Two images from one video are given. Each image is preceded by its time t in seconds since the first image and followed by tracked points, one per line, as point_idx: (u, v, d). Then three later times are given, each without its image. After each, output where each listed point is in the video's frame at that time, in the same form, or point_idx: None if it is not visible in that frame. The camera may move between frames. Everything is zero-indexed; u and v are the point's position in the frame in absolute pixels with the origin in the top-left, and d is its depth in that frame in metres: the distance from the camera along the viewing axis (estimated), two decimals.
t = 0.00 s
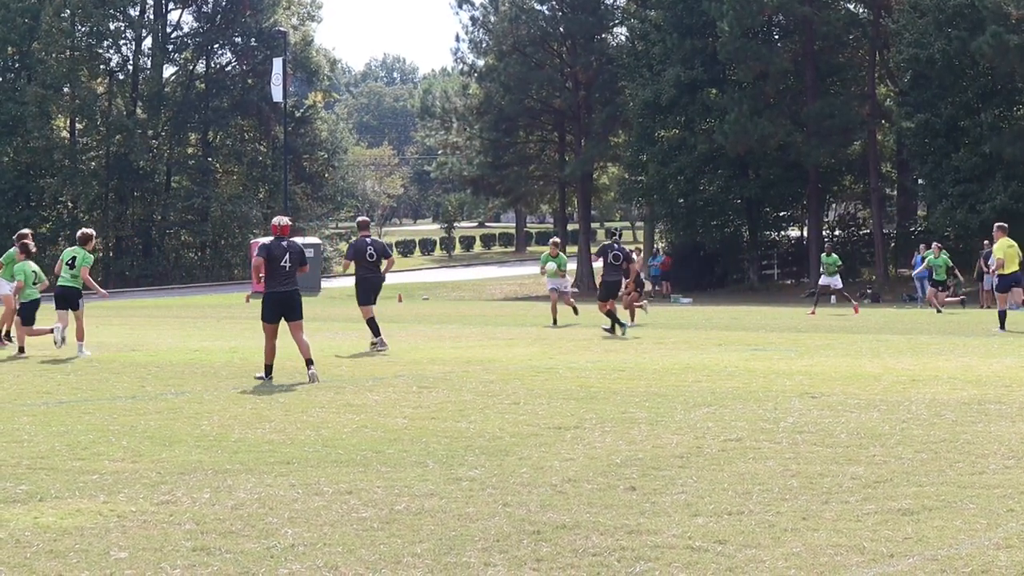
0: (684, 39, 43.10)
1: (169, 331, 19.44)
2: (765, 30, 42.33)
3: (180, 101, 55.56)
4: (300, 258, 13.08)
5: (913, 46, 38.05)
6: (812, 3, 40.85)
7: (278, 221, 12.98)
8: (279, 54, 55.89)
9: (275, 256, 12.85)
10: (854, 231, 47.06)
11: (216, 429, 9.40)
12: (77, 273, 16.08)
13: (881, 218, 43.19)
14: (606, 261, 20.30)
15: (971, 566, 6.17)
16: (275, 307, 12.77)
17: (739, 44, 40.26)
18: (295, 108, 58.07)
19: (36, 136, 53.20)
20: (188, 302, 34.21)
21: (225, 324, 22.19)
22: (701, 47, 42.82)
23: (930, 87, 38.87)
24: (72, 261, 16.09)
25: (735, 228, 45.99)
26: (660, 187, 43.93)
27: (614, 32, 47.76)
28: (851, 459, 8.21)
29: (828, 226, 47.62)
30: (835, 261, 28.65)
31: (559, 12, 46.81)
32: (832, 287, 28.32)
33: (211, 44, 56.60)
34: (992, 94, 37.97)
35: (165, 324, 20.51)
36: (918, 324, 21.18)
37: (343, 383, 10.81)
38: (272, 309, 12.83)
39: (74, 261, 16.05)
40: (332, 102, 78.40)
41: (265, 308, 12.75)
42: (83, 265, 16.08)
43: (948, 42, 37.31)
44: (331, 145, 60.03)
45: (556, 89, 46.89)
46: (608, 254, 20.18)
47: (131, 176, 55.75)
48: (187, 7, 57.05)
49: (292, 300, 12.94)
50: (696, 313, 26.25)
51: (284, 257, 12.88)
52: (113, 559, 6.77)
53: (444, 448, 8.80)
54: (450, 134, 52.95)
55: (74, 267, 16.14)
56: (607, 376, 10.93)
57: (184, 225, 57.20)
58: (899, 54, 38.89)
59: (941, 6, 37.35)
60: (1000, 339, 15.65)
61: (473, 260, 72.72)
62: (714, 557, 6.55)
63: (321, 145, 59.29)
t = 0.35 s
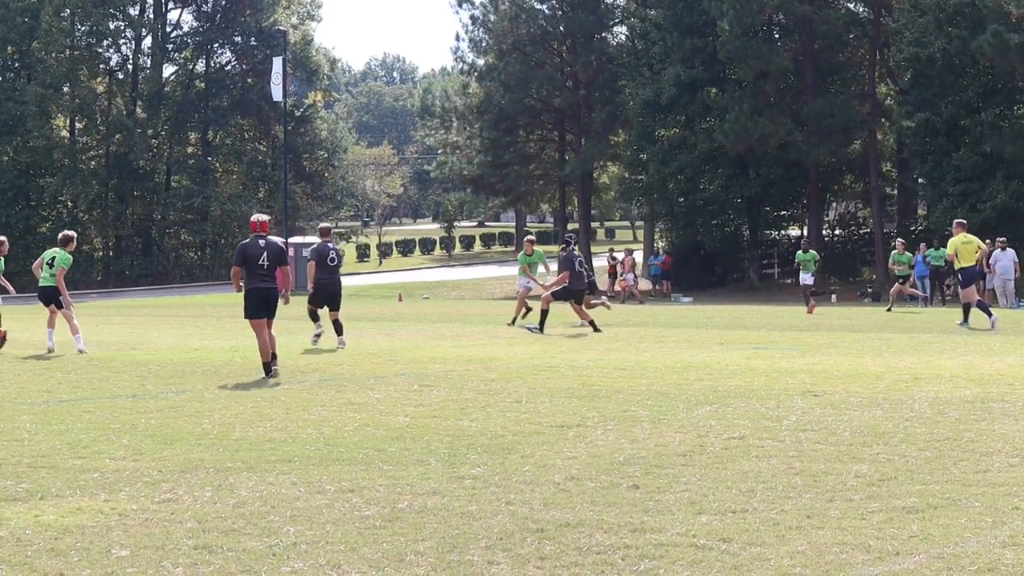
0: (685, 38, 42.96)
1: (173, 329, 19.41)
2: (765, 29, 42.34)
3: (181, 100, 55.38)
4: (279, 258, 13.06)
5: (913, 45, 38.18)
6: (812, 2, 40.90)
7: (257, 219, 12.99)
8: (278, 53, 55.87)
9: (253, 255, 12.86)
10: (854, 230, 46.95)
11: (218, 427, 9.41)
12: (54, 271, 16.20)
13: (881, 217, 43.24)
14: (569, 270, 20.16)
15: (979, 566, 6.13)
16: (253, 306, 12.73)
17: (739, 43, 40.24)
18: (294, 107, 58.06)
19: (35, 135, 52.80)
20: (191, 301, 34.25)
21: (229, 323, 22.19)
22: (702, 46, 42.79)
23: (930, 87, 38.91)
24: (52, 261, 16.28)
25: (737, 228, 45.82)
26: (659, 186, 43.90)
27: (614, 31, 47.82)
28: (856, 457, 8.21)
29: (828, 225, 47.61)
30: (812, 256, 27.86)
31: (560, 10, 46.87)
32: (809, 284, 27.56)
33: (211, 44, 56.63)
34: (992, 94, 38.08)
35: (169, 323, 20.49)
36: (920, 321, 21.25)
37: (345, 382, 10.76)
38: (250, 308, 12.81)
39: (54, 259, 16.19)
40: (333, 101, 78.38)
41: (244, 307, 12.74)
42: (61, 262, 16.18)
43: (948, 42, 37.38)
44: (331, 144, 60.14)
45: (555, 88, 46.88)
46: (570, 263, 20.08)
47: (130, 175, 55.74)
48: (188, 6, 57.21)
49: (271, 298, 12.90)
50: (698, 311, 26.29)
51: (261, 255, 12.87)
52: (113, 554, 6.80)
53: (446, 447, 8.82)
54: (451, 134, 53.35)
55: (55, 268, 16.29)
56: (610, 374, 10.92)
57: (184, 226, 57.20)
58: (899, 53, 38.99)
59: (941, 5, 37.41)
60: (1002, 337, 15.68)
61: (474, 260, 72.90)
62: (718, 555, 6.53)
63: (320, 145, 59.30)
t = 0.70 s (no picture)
0: (685, 37, 43.11)
1: (171, 328, 19.40)
2: (766, 28, 42.31)
3: (181, 99, 55.53)
4: (261, 260, 13.11)
5: (914, 44, 38.17)
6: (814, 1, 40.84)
7: (237, 223, 13.08)
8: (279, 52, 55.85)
9: (233, 260, 13.00)
10: (857, 229, 47.22)
11: (219, 426, 9.41)
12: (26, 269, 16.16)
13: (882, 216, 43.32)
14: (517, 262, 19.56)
15: (987, 566, 6.11)
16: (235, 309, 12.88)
17: (740, 42, 40.10)
18: (294, 106, 58.05)
19: (35, 134, 53.29)
20: (192, 301, 34.29)
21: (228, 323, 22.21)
22: (703, 45, 42.85)
23: (930, 86, 38.85)
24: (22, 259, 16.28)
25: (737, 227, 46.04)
26: (661, 185, 43.96)
27: (615, 31, 47.87)
28: (860, 456, 8.19)
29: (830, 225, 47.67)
30: (794, 257, 27.84)
31: (560, 10, 47.02)
32: (790, 284, 27.41)
33: (211, 43, 56.63)
34: (993, 93, 38.12)
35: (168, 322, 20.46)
36: (918, 320, 21.23)
37: (347, 380, 10.64)
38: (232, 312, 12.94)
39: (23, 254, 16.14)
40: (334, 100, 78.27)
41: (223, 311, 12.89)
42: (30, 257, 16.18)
43: (949, 40, 37.35)
44: (331, 144, 60.11)
45: (556, 87, 47.13)
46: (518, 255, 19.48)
47: (131, 174, 55.74)
48: (187, 6, 57.07)
49: (252, 301, 12.99)
50: (699, 311, 26.25)
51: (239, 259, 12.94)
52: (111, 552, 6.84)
53: (448, 445, 8.89)
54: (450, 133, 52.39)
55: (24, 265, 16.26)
56: (611, 373, 10.88)
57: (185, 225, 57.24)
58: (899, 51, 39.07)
59: (942, 4, 37.42)
60: (1003, 336, 15.63)
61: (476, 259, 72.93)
62: (724, 555, 6.54)
63: (320, 144, 59.25)
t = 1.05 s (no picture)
0: (688, 35, 43.15)
1: (174, 327, 19.36)
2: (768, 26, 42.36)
3: (184, 98, 55.65)
4: (243, 254, 13.43)
5: (917, 42, 38.21)
6: None
7: (217, 218, 13.33)
8: (281, 50, 55.89)
9: (217, 253, 13.22)
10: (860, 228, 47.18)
11: (222, 425, 9.43)
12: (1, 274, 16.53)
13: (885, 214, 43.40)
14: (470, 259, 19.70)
15: (995, 566, 6.17)
16: (221, 301, 13.16)
17: (743, 40, 40.15)
18: (296, 105, 58.01)
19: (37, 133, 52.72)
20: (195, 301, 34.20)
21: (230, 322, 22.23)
22: (705, 43, 42.84)
23: (934, 84, 38.94)
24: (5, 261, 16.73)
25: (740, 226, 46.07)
26: (664, 183, 44.13)
27: (617, 29, 48.01)
28: (868, 457, 8.22)
29: (832, 223, 47.52)
30: (780, 254, 27.70)
31: (563, 8, 47.01)
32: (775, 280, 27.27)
33: (213, 42, 56.57)
34: (996, 91, 38.02)
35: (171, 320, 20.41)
36: (925, 320, 21.20)
37: (351, 377, 10.44)
38: (217, 305, 13.20)
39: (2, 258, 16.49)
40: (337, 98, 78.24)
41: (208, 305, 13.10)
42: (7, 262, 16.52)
43: (953, 38, 37.36)
44: (334, 142, 60.00)
45: (559, 85, 47.13)
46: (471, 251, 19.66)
47: (133, 173, 55.92)
48: (189, 4, 56.99)
49: (237, 294, 13.31)
50: (702, 310, 26.25)
51: (225, 253, 13.21)
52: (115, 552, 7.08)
53: (453, 445, 8.95)
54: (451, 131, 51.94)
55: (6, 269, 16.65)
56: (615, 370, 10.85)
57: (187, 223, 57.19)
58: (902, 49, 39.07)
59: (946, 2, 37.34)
60: (1007, 336, 15.60)
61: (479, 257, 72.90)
62: (732, 557, 6.65)
63: (323, 142, 59.06)
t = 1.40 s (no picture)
0: (698, 33, 43.28)
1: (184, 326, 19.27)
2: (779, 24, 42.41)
3: (193, 96, 55.97)
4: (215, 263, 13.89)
5: (927, 40, 38.27)
6: None
7: (187, 231, 13.75)
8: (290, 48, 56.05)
9: (195, 262, 13.58)
10: (869, 226, 47.16)
11: (236, 425, 9.39)
12: None
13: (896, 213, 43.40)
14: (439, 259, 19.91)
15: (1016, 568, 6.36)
16: (207, 308, 13.43)
17: (752, 38, 40.29)
18: (306, 103, 58.13)
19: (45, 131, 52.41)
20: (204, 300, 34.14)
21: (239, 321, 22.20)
22: (714, 41, 42.91)
23: (944, 82, 38.94)
24: None
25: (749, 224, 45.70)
26: (673, 181, 44.10)
27: (626, 27, 47.97)
28: (886, 457, 8.41)
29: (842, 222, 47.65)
30: (773, 253, 27.75)
31: (573, 6, 46.79)
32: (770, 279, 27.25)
33: (222, 40, 57.05)
34: (1007, 89, 38.02)
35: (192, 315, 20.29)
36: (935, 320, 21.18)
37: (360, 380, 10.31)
38: (205, 311, 13.48)
39: None
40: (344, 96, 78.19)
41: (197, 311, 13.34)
42: None
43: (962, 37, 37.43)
44: (343, 140, 60.12)
45: (568, 83, 47.04)
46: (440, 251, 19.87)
47: (142, 171, 55.80)
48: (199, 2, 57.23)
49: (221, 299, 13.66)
50: (709, 308, 26.25)
51: (203, 260, 13.64)
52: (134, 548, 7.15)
53: (468, 446, 9.00)
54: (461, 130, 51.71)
55: None
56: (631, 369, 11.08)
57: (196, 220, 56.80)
58: (912, 48, 39.13)
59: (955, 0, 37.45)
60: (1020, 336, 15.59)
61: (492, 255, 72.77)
62: (753, 558, 6.86)
63: (333, 141, 59.20)
